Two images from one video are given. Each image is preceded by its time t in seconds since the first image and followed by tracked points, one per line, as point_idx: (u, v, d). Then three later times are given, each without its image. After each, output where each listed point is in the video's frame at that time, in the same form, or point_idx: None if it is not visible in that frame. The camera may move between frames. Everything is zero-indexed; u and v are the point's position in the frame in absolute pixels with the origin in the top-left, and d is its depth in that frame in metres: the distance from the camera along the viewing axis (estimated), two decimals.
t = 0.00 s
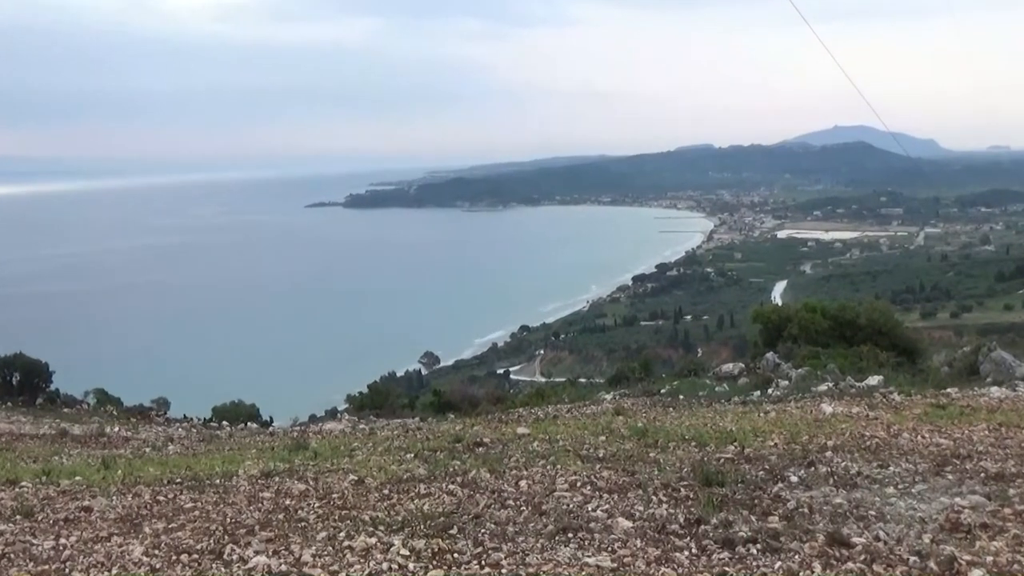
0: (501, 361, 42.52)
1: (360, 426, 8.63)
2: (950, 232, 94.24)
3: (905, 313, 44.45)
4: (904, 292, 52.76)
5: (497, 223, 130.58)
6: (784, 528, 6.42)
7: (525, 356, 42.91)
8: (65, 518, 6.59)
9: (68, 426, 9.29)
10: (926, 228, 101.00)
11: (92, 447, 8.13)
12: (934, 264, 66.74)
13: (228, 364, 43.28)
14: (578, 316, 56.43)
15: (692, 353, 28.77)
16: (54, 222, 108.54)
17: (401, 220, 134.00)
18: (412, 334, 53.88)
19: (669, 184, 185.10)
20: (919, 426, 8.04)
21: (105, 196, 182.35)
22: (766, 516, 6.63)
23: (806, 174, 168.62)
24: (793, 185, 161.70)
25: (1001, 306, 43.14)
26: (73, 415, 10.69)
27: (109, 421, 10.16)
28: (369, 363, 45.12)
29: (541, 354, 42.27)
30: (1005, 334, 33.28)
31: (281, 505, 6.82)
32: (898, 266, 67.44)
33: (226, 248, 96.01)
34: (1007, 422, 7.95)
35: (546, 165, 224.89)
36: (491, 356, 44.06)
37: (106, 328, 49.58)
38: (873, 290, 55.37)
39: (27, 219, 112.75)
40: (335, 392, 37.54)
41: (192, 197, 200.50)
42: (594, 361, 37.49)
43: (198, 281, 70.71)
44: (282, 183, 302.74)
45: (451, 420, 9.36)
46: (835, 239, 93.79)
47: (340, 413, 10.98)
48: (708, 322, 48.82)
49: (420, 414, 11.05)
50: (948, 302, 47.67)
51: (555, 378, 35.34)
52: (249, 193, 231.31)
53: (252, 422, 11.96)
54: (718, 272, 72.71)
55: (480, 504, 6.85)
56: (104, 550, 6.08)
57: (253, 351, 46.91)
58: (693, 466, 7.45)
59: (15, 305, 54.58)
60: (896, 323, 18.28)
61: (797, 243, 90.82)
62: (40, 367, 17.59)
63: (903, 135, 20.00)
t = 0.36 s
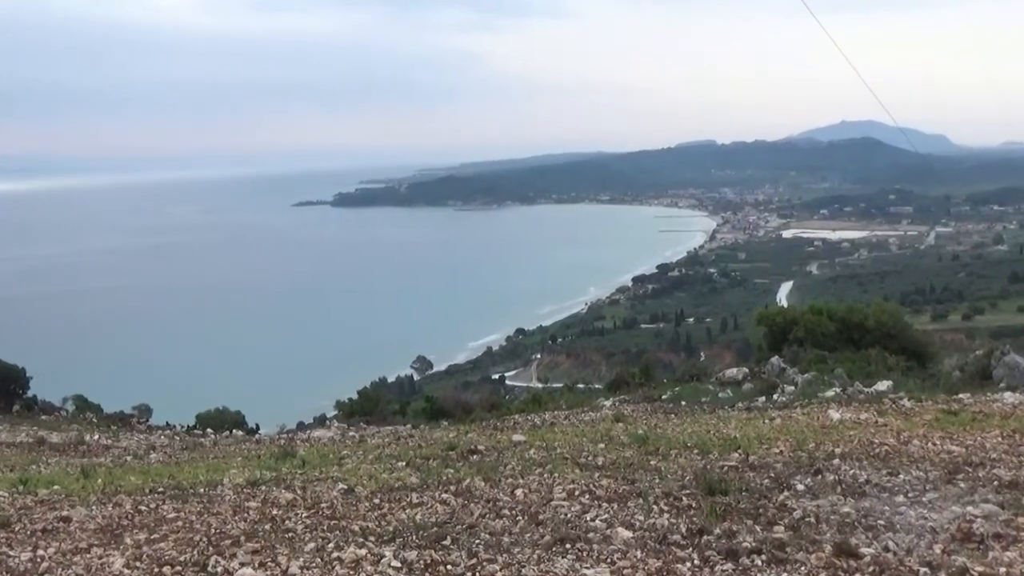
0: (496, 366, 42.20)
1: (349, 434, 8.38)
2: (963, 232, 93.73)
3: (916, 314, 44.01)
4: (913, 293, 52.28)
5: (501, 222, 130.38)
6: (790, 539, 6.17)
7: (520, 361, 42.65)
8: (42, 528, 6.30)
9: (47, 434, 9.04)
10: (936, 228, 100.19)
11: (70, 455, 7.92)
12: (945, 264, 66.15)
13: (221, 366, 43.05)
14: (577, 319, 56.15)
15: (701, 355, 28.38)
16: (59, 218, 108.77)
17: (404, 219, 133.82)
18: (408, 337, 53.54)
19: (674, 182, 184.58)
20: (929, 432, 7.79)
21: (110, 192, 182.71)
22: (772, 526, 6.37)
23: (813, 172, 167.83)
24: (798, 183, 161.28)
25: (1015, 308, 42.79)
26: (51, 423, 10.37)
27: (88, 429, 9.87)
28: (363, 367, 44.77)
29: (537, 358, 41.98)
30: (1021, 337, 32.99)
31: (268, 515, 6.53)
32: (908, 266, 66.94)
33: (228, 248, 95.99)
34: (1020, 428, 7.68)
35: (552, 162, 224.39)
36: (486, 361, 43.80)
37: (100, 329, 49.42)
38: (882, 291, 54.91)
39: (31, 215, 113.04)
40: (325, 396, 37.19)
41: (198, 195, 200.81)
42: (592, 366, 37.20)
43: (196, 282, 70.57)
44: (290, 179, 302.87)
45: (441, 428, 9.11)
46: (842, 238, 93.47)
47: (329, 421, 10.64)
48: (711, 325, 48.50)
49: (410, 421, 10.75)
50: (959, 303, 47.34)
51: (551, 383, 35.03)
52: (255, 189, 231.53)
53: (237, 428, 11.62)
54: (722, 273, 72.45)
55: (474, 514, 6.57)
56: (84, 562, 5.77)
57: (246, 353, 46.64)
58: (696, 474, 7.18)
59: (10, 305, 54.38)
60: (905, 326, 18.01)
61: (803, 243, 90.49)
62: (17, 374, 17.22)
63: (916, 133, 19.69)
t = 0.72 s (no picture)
0: (488, 370, 41.87)
1: (335, 441, 8.14)
2: (969, 231, 93.27)
3: (923, 317, 43.61)
4: (920, 296, 51.82)
5: (501, 221, 130.09)
6: (793, 549, 5.92)
7: (513, 365, 42.34)
8: (15, 539, 6.00)
9: (24, 440, 8.81)
10: (943, 228, 99.50)
11: (46, 464, 7.70)
12: (953, 265, 65.58)
13: (210, 367, 42.76)
14: (574, 320, 55.84)
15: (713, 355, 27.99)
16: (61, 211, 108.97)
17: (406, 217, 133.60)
18: (403, 338, 53.25)
19: (676, 180, 184.16)
20: (937, 439, 7.55)
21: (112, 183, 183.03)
22: (774, 536, 6.12)
23: (816, 170, 167.08)
24: (799, 183, 160.91)
25: None
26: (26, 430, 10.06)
27: (64, 437, 9.58)
28: (354, 369, 44.49)
29: (530, 363, 41.66)
30: None
31: (250, 525, 6.23)
32: (914, 267, 66.47)
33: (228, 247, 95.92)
34: None
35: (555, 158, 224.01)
36: (477, 365, 43.54)
37: (91, 330, 49.25)
38: (887, 293, 54.49)
39: (32, 208, 113.17)
40: (311, 399, 36.80)
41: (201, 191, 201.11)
42: (588, 370, 36.92)
43: (192, 283, 70.45)
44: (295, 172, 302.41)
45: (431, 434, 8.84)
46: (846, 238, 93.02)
47: (314, 428, 10.32)
48: (711, 327, 48.16)
49: (398, 427, 10.46)
50: (966, 305, 46.97)
51: (546, 387, 34.76)
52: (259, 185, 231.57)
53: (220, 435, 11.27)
54: (722, 274, 72.17)
55: (465, 524, 6.32)
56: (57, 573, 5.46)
57: (238, 355, 46.36)
58: (695, 483, 6.92)
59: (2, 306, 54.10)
60: (912, 329, 17.75)
61: (806, 243, 90.13)
62: None
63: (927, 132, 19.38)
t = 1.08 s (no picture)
0: (477, 370, 41.83)
1: (323, 442, 8.11)
2: (961, 231, 93.56)
3: (915, 318, 43.72)
4: (911, 296, 51.94)
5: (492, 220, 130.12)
6: (782, 550, 5.90)
7: (502, 365, 42.37)
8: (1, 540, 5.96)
9: (8, 442, 8.78)
10: (934, 228, 99.77)
11: (33, 466, 7.68)
12: (943, 265, 65.74)
13: (204, 368, 42.64)
14: (563, 321, 55.85)
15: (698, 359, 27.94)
16: (51, 208, 108.23)
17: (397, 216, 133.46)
18: (396, 339, 53.30)
19: (667, 179, 184.18)
20: (927, 439, 7.54)
21: (101, 181, 181.85)
22: (763, 537, 6.11)
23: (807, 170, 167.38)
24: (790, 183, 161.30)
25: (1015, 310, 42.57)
26: (12, 432, 9.99)
27: (50, 438, 9.52)
28: (344, 369, 44.53)
29: (520, 363, 41.69)
30: None
31: (237, 528, 6.20)
32: (905, 267, 66.63)
33: (220, 246, 95.49)
34: (1020, 435, 7.41)
35: (545, 158, 223.93)
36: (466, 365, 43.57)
37: (85, 330, 49.06)
38: (878, 294, 54.61)
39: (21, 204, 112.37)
40: (306, 399, 36.75)
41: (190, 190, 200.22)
42: (577, 371, 36.93)
43: (185, 283, 70.19)
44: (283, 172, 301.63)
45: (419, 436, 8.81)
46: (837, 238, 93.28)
47: (302, 430, 10.28)
48: (701, 328, 48.20)
49: (387, 428, 10.39)
50: (957, 305, 47.14)
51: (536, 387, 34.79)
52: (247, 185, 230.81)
53: (208, 437, 11.21)
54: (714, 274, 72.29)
55: (454, 525, 6.29)
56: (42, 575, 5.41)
57: (232, 355, 46.29)
58: (685, 483, 6.90)
59: None
60: (903, 329, 17.85)
61: (797, 243, 90.34)
62: None
63: (919, 134, 19.39)
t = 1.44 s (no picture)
0: (466, 371, 41.82)
1: (312, 442, 8.08)
2: (947, 231, 93.97)
3: (902, 318, 43.89)
4: (897, 297, 52.16)
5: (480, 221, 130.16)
6: (768, 550, 5.92)
7: (491, 366, 42.32)
8: None
9: None
10: (921, 229, 100.22)
11: (21, 467, 7.71)
12: (930, 266, 66.02)
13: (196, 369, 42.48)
14: (550, 322, 55.89)
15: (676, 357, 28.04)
16: (40, 209, 107.72)
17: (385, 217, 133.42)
18: (389, 340, 53.25)
19: (655, 180, 184.46)
20: (914, 439, 7.56)
21: (87, 181, 181.04)
22: (750, 537, 6.12)
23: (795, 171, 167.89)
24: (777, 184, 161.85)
25: (1001, 311, 42.72)
26: None
27: (37, 438, 9.51)
28: (335, 369, 44.62)
29: (508, 364, 41.68)
30: (1006, 340, 32.79)
31: (225, 528, 6.18)
32: (893, 268, 66.89)
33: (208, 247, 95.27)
34: (1006, 434, 7.44)
35: (532, 158, 224.02)
36: (454, 366, 43.53)
37: (76, 330, 48.84)
38: (864, 294, 54.82)
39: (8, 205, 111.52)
40: (300, 400, 36.66)
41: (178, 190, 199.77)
42: (565, 371, 36.99)
43: (176, 284, 69.98)
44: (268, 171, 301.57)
45: (410, 435, 8.77)
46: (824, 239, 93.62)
47: (290, 429, 10.28)
48: (689, 328, 48.30)
49: (375, 428, 10.35)
50: (944, 306, 47.33)
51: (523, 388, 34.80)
52: (234, 185, 230.46)
53: (195, 437, 11.22)
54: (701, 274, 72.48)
55: (442, 525, 6.29)
56: None
57: (225, 356, 46.18)
58: (672, 484, 6.90)
59: None
60: (889, 331, 17.87)
61: (785, 243, 90.64)
62: None
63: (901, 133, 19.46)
